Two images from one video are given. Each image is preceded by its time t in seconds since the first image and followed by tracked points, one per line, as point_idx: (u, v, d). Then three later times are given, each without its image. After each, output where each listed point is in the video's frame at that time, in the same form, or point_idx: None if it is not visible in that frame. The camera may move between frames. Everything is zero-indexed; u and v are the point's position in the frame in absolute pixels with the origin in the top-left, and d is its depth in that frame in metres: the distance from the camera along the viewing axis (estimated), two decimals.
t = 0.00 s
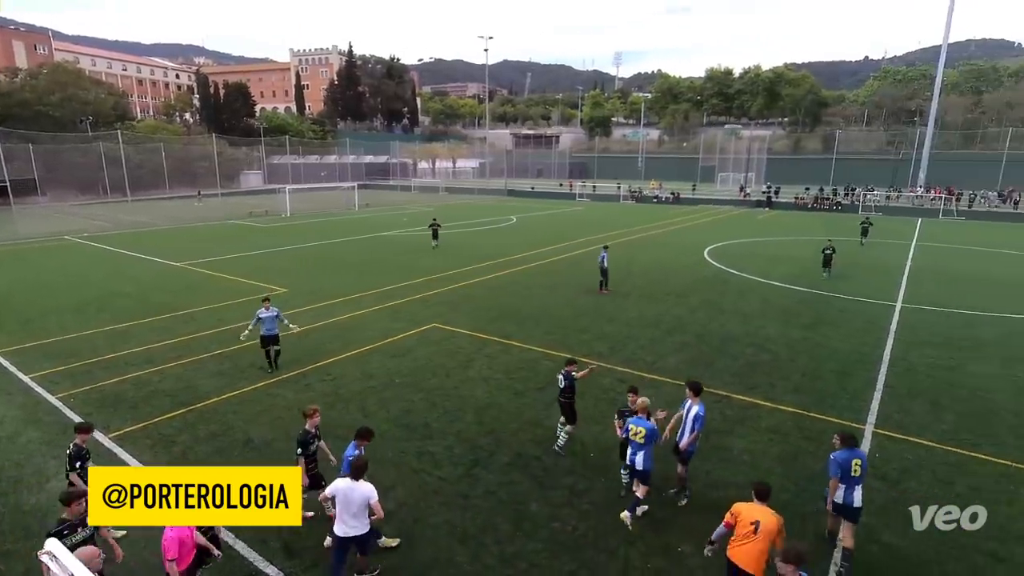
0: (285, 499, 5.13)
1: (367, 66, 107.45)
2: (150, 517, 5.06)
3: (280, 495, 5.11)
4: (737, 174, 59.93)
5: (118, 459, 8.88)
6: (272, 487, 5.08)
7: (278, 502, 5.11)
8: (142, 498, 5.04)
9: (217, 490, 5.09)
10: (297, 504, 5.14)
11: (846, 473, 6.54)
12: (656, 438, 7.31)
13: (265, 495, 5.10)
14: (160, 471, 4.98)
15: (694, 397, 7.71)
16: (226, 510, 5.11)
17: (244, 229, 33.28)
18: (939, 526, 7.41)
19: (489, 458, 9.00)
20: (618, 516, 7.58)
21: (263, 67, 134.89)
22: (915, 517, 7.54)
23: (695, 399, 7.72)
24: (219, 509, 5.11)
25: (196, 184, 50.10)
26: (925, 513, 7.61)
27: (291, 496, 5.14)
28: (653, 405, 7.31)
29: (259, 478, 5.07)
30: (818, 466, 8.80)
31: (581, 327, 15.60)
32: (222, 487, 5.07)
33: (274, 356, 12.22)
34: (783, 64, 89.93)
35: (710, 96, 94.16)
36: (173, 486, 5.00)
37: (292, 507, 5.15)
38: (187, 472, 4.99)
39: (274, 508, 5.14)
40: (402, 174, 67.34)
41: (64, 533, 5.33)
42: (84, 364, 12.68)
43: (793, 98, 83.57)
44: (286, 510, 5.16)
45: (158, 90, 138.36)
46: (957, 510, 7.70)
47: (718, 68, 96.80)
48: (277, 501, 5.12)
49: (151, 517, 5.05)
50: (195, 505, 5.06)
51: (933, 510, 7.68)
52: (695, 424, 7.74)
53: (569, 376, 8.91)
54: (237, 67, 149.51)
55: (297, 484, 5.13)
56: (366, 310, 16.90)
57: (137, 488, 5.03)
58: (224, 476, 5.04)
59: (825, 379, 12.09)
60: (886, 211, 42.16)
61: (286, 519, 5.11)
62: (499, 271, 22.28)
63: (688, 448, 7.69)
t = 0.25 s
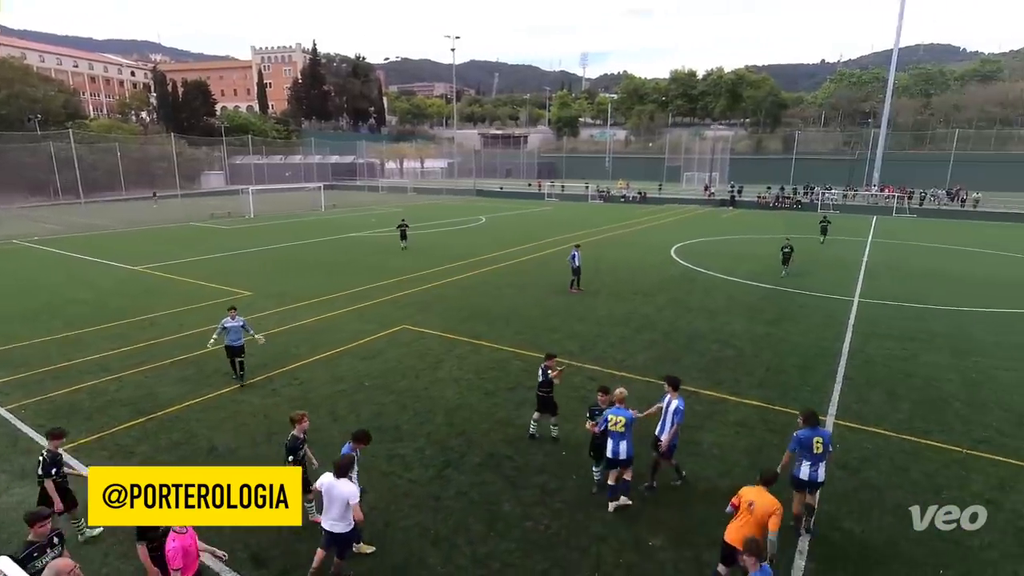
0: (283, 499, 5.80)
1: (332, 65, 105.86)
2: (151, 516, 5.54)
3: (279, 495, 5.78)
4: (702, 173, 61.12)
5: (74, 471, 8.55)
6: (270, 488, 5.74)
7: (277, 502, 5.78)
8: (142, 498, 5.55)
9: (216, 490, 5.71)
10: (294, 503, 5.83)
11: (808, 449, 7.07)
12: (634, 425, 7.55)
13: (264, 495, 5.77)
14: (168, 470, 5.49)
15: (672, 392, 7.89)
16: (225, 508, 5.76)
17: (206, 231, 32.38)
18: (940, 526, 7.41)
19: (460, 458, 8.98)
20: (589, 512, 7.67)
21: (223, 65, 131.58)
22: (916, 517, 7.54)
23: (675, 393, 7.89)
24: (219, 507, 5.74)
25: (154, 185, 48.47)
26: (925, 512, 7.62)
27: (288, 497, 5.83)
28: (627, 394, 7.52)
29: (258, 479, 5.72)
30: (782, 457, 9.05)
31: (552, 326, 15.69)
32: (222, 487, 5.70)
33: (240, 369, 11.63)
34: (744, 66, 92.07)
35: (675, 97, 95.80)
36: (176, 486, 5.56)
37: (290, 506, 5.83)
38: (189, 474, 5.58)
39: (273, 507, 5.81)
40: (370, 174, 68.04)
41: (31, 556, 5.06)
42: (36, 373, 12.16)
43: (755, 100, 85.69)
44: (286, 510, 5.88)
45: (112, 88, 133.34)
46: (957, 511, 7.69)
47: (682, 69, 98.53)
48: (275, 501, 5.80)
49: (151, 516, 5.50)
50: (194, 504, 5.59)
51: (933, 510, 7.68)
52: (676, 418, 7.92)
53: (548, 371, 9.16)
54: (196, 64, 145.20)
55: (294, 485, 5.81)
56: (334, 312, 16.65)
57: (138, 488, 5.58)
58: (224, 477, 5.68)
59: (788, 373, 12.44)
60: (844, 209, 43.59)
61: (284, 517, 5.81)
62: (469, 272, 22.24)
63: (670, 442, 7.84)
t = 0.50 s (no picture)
0: (284, 499, 5.76)
1: (301, 64, 104.20)
2: (149, 516, 5.44)
3: (280, 495, 5.74)
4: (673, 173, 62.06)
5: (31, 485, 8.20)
6: (271, 487, 5.69)
7: (278, 502, 5.74)
8: (142, 497, 5.42)
9: (216, 490, 5.63)
10: (295, 504, 5.79)
11: (780, 434, 7.56)
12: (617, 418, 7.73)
13: (265, 495, 5.72)
14: (167, 469, 5.42)
15: (658, 385, 8.12)
16: (225, 509, 5.68)
17: (171, 233, 31.50)
18: (941, 526, 7.40)
19: (436, 460, 8.93)
20: (564, 510, 7.70)
21: (187, 62, 127.99)
22: (915, 517, 7.55)
23: (660, 386, 8.14)
24: (219, 509, 5.66)
25: (116, 187, 46.92)
26: (925, 513, 7.62)
27: (290, 496, 5.77)
28: (606, 387, 7.66)
29: (259, 479, 5.66)
30: (752, 451, 9.25)
31: (526, 325, 15.72)
32: (222, 487, 5.62)
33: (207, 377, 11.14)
34: (712, 68, 93.71)
35: (645, 98, 97.04)
36: (175, 486, 5.46)
37: (291, 506, 5.78)
38: (190, 474, 5.48)
39: (274, 508, 5.77)
40: (340, 175, 66.12)
41: None
42: None
43: (723, 100, 87.36)
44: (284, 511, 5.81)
45: (69, 85, 128.58)
46: (957, 510, 7.69)
47: (652, 70, 99.83)
48: (276, 501, 5.75)
49: (151, 516, 5.42)
50: (195, 505, 5.52)
51: (933, 510, 7.67)
52: (663, 411, 8.13)
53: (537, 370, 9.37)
54: (159, 61, 141.08)
55: (295, 483, 5.76)
56: (306, 315, 16.36)
57: (137, 488, 5.42)
58: (226, 476, 5.59)
59: (757, 368, 12.72)
60: (809, 208, 44.81)
61: (286, 518, 5.77)
62: (443, 272, 22.11)
63: (658, 431, 8.15)
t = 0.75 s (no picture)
0: (284, 499, 5.83)
1: (265, 62, 102.09)
2: (149, 516, 5.61)
3: (280, 495, 5.81)
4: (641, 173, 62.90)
5: None
6: (271, 487, 5.77)
7: (278, 502, 5.81)
8: (142, 497, 5.56)
9: (216, 490, 5.69)
10: (294, 504, 5.87)
11: (755, 419, 7.95)
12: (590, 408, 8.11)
13: (265, 495, 5.79)
14: (168, 470, 5.55)
15: (640, 378, 8.39)
16: (226, 509, 5.74)
17: (129, 236, 30.48)
18: (940, 527, 7.42)
19: (409, 462, 8.88)
20: (539, 508, 7.76)
21: (144, 59, 123.89)
22: (915, 518, 7.54)
23: (641, 380, 8.41)
24: (219, 509, 5.72)
25: (69, 188, 45.11)
26: (925, 513, 7.62)
27: (290, 496, 5.84)
28: (583, 377, 8.08)
29: (259, 479, 5.74)
30: (720, 444, 9.46)
31: (498, 325, 15.72)
32: (222, 487, 5.69)
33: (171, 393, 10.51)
34: (677, 69, 95.28)
35: (612, 99, 98.09)
36: (175, 486, 5.58)
37: (291, 506, 5.86)
38: (190, 474, 5.57)
39: (275, 508, 5.85)
40: (308, 175, 65.10)
41: None
42: None
43: (688, 101, 88.93)
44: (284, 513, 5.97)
45: (18, 82, 123.02)
46: (957, 510, 7.70)
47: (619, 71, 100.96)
48: (276, 501, 5.83)
49: (152, 516, 5.60)
50: (195, 505, 5.62)
51: (934, 510, 7.68)
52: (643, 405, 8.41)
53: (522, 370, 9.42)
54: (114, 58, 136.17)
55: (296, 484, 5.83)
56: (273, 318, 16.04)
57: (137, 488, 5.54)
58: (225, 477, 5.66)
59: (724, 363, 13.00)
60: (771, 206, 45.96)
61: (287, 517, 5.85)
62: (414, 273, 21.97)
63: (638, 427, 8.33)
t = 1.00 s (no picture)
0: (284, 499, 5.83)
1: (231, 60, 99.86)
2: (150, 516, 5.66)
3: (280, 495, 5.80)
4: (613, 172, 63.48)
5: None
6: (271, 488, 5.73)
7: (278, 502, 5.80)
8: (142, 498, 5.60)
9: (216, 490, 5.61)
10: (293, 503, 5.88)
11: (732, 409, 8.14)
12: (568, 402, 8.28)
13: (265, 495, 5.75)
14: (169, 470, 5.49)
15: (620, 371, 8.54)
16: (225, 509, 5.64)
17: (90, 238, 29.47)
18: (939, 526, 7.44)
19: (384, 465, 8.79)
20: (516, 508, 7.77)
21: (103, 56, 119.88)
22: (916, 517, 7.55)
23: (622, 373, 8.56)
24: (219, 509, 5.62)
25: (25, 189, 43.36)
26: (925, 513, 7.63)
27: (289, 496, 5.85)
28: (558, 371, 8.20)
29: (259, 479, 5.67)
30: (694, 440, 9.62)
31: (472, 325, 15.69)
32: (221, 487, 5.60)
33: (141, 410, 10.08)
34: (648, 70, 96.38)
35: (584, 99, 98.79)
36: (175, 486, 5.54)
37: (291, 506, 5.88)
38: (188, 474, 5.52)
39: (275, 507, 5.82)
40: (277, 175, 62.48)
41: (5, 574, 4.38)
42: None
43: (659, 102, 90.03)
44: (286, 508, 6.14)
45: None
46: (957, 510, 7.72)
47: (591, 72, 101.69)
48: (276, 501, 5.81)
49: (152, 516, 5.64)
50: (195, 505, 5.56)
51: (933, 510, 7.71)
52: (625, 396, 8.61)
53: (507, 370, 9.33)
54: (71, 54, 131.40)
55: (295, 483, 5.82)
56: (242, 321, 15.71)
57: (137, 488, 5.56)
58: (224, 476, 5.58)
59: (696, 360, 13.20)
60: (740, 206, 46.89)
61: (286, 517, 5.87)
62: (388, 274, 21.77)
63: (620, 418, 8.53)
